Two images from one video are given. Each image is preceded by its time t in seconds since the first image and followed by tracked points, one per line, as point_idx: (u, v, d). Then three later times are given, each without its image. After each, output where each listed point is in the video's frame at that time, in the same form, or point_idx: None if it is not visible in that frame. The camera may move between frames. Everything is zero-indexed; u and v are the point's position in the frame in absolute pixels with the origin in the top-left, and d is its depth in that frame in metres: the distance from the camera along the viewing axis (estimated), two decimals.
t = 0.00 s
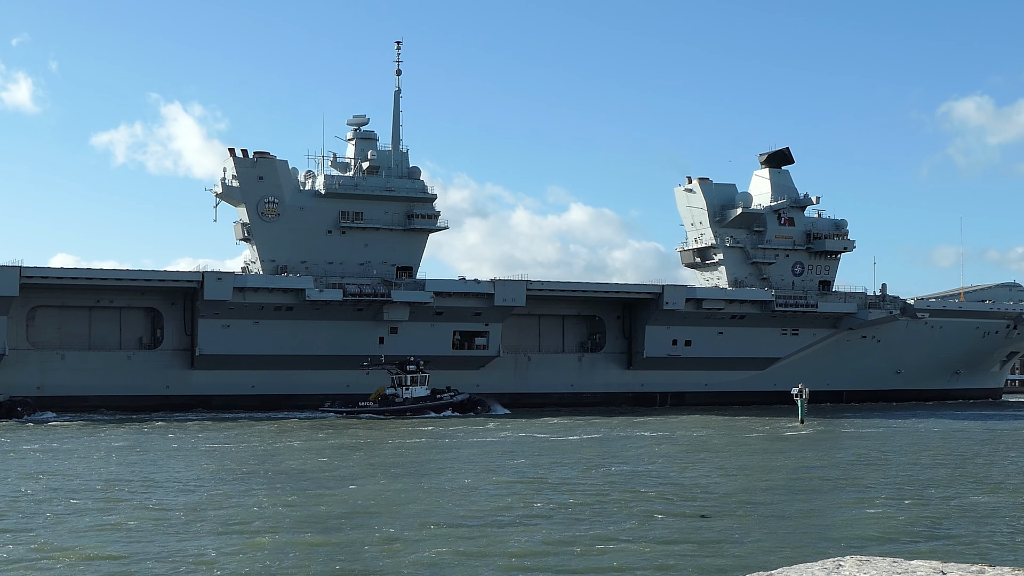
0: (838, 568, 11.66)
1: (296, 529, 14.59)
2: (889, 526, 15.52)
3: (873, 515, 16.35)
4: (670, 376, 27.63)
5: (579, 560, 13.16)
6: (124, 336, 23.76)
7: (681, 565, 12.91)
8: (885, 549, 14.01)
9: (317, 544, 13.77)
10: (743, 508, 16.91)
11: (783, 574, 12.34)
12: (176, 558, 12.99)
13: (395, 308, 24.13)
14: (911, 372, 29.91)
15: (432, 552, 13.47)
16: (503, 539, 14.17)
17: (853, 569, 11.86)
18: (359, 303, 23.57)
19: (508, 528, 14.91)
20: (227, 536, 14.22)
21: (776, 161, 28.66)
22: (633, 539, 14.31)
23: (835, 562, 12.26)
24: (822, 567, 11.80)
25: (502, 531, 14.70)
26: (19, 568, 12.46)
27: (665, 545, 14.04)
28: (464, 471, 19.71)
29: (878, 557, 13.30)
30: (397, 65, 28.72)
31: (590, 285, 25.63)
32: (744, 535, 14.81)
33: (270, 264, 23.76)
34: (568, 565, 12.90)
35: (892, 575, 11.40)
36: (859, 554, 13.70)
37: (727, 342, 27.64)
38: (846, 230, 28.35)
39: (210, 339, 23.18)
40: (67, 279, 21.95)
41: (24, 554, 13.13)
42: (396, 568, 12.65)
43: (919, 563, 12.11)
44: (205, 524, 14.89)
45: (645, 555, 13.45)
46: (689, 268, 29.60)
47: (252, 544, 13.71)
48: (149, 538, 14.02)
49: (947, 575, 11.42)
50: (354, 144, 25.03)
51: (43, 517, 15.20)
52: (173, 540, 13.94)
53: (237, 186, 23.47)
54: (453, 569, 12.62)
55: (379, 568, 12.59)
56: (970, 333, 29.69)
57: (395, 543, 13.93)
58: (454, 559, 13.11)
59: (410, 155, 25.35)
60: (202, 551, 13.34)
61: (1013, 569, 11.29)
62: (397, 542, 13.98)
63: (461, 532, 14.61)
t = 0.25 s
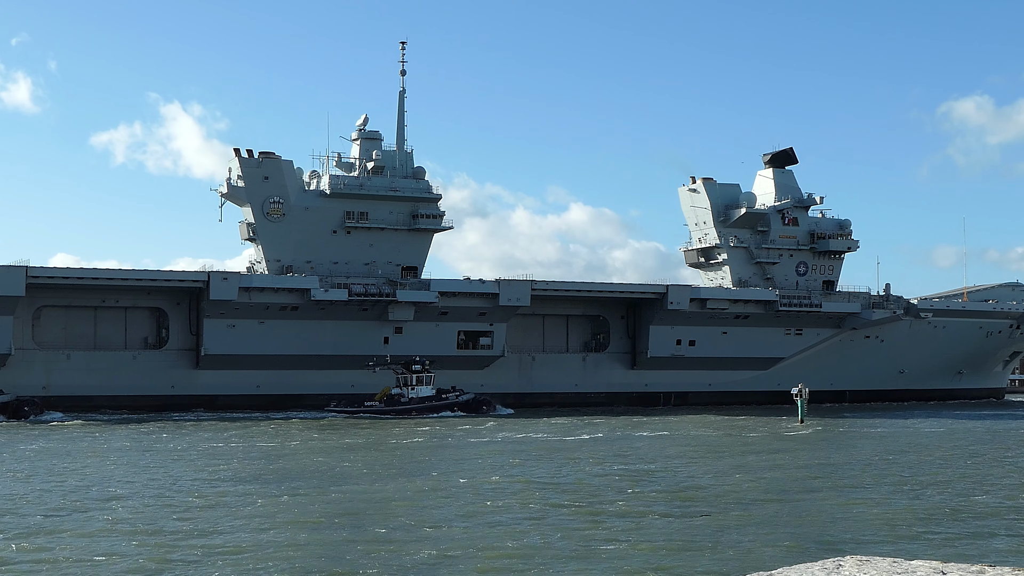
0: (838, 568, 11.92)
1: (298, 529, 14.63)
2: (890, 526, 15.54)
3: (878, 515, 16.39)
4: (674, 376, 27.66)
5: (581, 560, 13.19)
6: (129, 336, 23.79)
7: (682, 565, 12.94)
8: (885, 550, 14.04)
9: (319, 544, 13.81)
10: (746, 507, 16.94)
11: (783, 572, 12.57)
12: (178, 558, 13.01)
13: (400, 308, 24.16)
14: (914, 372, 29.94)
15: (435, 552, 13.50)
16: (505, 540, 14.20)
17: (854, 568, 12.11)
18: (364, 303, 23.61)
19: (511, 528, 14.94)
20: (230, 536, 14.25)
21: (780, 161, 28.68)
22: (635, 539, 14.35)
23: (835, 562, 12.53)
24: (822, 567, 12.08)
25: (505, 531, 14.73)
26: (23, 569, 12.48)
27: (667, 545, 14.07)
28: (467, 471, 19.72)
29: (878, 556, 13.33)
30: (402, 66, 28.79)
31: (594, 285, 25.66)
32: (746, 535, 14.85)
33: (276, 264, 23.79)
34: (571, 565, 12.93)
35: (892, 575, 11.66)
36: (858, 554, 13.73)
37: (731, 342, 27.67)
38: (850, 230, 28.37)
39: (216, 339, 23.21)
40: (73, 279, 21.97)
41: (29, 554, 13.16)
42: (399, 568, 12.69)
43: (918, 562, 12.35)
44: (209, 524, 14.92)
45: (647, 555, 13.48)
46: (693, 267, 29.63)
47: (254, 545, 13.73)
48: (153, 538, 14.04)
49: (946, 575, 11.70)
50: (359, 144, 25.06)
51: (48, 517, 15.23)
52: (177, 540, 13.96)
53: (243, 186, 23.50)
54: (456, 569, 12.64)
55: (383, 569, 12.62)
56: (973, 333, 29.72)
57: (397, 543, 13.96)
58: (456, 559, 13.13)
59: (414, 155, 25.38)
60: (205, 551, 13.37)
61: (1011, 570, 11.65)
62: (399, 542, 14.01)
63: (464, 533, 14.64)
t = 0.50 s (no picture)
0: (838, 568, 11.98)
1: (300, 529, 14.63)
2: (891, 525, 15.55)
3: (883, 514, 16.42)
4: (678, 376, 27.70)
5: (584, 559, 13.21)
6: (135, 336, 23.82)
7: (684, 564, 12.94)
8: (886, 549, 14.04)
9: (321, 543, 13.81)
10: (749, 507, 16.95)
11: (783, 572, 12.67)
12: (181, 558, 13.00)
13: (406, 308, 24.19)
14: (917, 372, 29.96)
15: (438, 552, 13.52)
16: (507, 539, 14.21)
17: (853, 568, 12.21)
18: (369, 303, 23.64)
19: (514, 527, 14.95)
20: (232, 535, 14.25)
21: (784, 162, 28.72)
22: (637, 539, 14.35)
23: (835, 562, 12.58)
24: (822, 567, 12.13)
25: (507, 531, 14.73)
26: (27, 567, 12.49)
27: (668, 544, 14.08)
28: (472, 470, 19.73)
29: (879, 556, 13.33)
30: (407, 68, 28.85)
31: (599, 285, 25.69)
32: (747, 534, 14.85)
33: (281, 264, 23.83)
34: (572, 564, 12.94)
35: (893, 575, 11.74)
36: (859, 554, 13.72)
37: (735, 342, 27.70)
38: (854, 231, 28.41)
39: (221, 339, 23.24)
40: (79, 279, 22.00)
41: (34, 553, 13.17)
42: (403, 567, 12.69)
43: (917, 563, 12.44)
44: (212, 524, 14.93)
45: (649, 554, 13.49)
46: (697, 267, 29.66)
47: (256, 544, 13.74)
48: (157, 537, 14.06)
49: (945, 574, 11.84)
50: (364, 145, 25.11)
51: (54, 516, 15.26)
52: (182, 540, 13.98)
53: (248, 186, 23.52)
54: (459, 568, 12.65)
55: (388, 568, 12.64)
56: (976, 333, 29.75)
57: (399, 542, 13.96)
58: (458, 558, 13.14)
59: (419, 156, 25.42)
60: (207, 551, 13.37)
61: (1011, 569, 11.82)
62: (402, 542, 14.01)
63: (467, 532, 14.65)
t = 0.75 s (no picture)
0: (839, 568, 12.09)
1: (301, 529, 14.66)
2: (892, 526, 15.58)
3: (885, 514, 16.46)
4: (682, 376, 27.73)
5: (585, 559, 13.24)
6: (140, 336, 23.87)
7: (688, 565, 12.99)
8: (886, 549, 14.06)
9: (323, 543, 13.84)
10: (752, 507, 16.98)
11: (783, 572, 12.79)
12: (183, 558, 13.02)
13: (410, 308, 24.22)
14: (920, 372, 30.00)
15: (440, 552, 13.55)
16: (509, 539, 14.25)
17: (854, 568, 12.32)
18: (375, 303, 23.68)
19: (516, 527, 14.98)
20: (234, 535, 14.27)
21: (787, 162, 28.76)
22: (639, 539, 14.37)
23: (835, 562, 12.68)
24: (822, 567, 12.23)
25: (509, 531, 14.76)
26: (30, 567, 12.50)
27: (669, 544, 14.11)
28: (476, 470, 19.76)
29: (878, 556, 13.37)
30: (411, 68, 28.92)
31: (604, 285, 25.72)
32: (748, 534, 14.88)
33: (286, 265, 23.87)
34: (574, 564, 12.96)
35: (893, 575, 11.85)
36: (857, 554, 13.75)
37: (739, 342, 27.74)
38: (858, 231, 28.44)
39: (226, 339, 23.28)
40: (85, 279, 22.03)
41: (37, 553, 13.19)
42: (405, 567, 12.72)
43: (917, 563, 12.55)
44: (216, 524, 14.96)
45: (650, 554, 13.53)
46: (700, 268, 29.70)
47: (258, 544, 13.76)
48: (163, 537, 14.11)
49: (945, 574, 11.98)
50: (369, 145, 25.16)
51: (61, 516, 15.30)
52: (187, 539, 14.03)
53: (254, 187, 23.56)
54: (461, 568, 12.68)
55: (393, 568, 12.69)
56: (979, 333, 29.78)
57: (401, 542, 13.98)
58: (459, 559, 13.17)
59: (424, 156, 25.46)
60: (209, 551, 13.38)
61: (1009, 570, 12.00)
62: (404, 542, 14.03)
63: (469, 532, 14.68)
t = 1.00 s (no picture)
0: (839, 568, 11.98)
1: (302, 528, 14.67)
2: (893, 526, 15.58)
3: (889, 514, 16.47)
4: (686, 376, 27.77)
5: (586, 559, 13.24)
6: (145, 336, 23.90)
7: (692, 564, 13.01)
8: (887, 550, 14.05)
9: (324, 544, 13.83)
10: (755, 507, 17.00)
11: (782, 574, 12.65)
12: (183, 558, 13.02)
13: (415, 308, 24.25)
14: (924, 372, 30.03)
15: (441, 552, 13.56)
16: (510, 539, 14.26)
17: (854, 568, 12.22)
18: (380, 304, 23.71)
19: (519, 528, 14.98)
20: (235, 535, 14.28)
21: (791, 162, 28.79)
22: (640, 539, 14.38)
23: (835, 561, 12.59)
24: (822, 567, 12.13)
25: (511, 531, 14.76)
26: (33, 567, 12.51)
27: (670, 544, 14.11)
28: (480, 470, 19.78)
29: (878, 556, 13.36)
30: (415, 68, 28.95)
31: (609, 285, 25.74)
32: (749, 534, 14.87)
33: (292, 265, 23.90)
34: (575, 564, 12.96)
35: (893, 575, 11.76)
36: (856, 554, 13.74)
37: (743, 342, 27.77)
38: (861, 231, 28.47)
39: (232, 339, 23.31)
40: (91, 279, 22.05)
41: (40, 553, 13.18)
42: (408, 567, 12.72)
43: (918, 563, 12.46)
44: (218, 524, 14.97)
45: (650, 554, 13.54)
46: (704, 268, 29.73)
47: (260, 544, 13.77)
48: (167, 537, 14.13)
49: (946, 574, 11.86)
50: (373, 146, 25.18)
51: (67, 515, 15.33)
52: (191, 539, 14.05)
53: (259, 187, 23.59)
54: (464, 568, 12.69)
55: (397, 567, 12.70)
56: (982, 333, 29.81)
57: (402, 542, 13.99)
58: (459, 559, 13.16)
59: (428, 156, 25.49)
60: (211, 551, 13.38)
61: (1011, 569, 11.79)
62: (406, 542, 14.03)
63: (471, 532, 14.69)
